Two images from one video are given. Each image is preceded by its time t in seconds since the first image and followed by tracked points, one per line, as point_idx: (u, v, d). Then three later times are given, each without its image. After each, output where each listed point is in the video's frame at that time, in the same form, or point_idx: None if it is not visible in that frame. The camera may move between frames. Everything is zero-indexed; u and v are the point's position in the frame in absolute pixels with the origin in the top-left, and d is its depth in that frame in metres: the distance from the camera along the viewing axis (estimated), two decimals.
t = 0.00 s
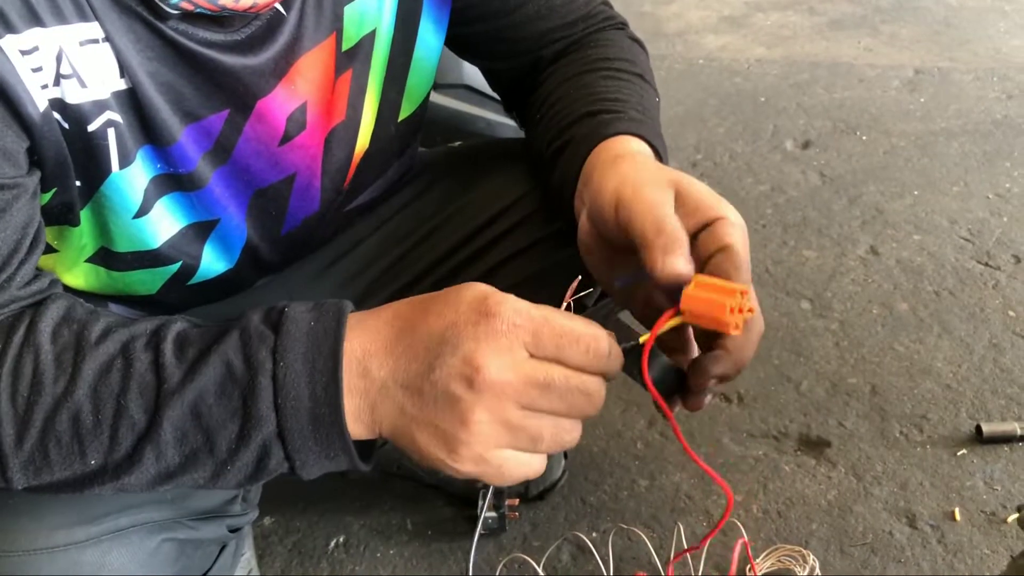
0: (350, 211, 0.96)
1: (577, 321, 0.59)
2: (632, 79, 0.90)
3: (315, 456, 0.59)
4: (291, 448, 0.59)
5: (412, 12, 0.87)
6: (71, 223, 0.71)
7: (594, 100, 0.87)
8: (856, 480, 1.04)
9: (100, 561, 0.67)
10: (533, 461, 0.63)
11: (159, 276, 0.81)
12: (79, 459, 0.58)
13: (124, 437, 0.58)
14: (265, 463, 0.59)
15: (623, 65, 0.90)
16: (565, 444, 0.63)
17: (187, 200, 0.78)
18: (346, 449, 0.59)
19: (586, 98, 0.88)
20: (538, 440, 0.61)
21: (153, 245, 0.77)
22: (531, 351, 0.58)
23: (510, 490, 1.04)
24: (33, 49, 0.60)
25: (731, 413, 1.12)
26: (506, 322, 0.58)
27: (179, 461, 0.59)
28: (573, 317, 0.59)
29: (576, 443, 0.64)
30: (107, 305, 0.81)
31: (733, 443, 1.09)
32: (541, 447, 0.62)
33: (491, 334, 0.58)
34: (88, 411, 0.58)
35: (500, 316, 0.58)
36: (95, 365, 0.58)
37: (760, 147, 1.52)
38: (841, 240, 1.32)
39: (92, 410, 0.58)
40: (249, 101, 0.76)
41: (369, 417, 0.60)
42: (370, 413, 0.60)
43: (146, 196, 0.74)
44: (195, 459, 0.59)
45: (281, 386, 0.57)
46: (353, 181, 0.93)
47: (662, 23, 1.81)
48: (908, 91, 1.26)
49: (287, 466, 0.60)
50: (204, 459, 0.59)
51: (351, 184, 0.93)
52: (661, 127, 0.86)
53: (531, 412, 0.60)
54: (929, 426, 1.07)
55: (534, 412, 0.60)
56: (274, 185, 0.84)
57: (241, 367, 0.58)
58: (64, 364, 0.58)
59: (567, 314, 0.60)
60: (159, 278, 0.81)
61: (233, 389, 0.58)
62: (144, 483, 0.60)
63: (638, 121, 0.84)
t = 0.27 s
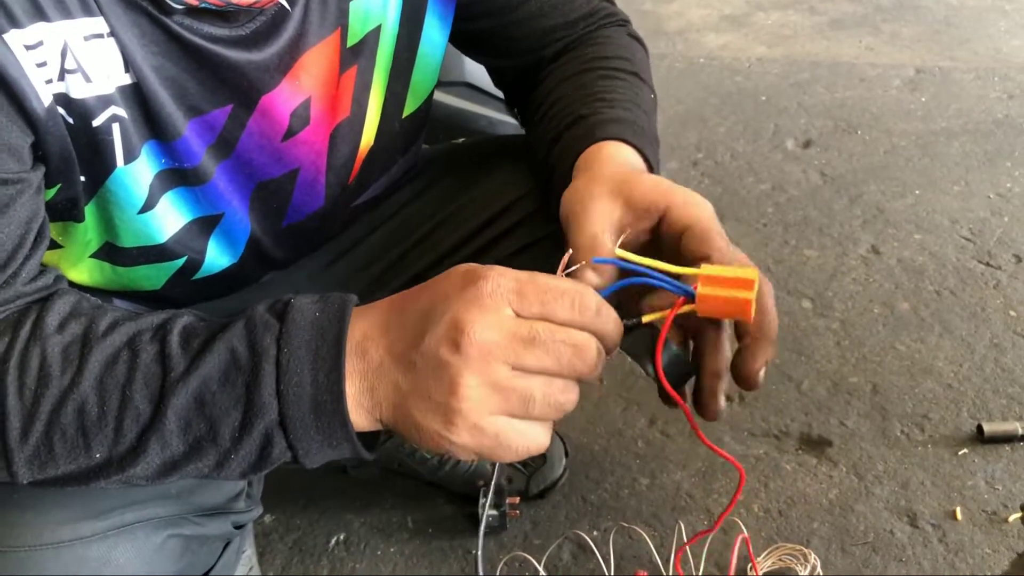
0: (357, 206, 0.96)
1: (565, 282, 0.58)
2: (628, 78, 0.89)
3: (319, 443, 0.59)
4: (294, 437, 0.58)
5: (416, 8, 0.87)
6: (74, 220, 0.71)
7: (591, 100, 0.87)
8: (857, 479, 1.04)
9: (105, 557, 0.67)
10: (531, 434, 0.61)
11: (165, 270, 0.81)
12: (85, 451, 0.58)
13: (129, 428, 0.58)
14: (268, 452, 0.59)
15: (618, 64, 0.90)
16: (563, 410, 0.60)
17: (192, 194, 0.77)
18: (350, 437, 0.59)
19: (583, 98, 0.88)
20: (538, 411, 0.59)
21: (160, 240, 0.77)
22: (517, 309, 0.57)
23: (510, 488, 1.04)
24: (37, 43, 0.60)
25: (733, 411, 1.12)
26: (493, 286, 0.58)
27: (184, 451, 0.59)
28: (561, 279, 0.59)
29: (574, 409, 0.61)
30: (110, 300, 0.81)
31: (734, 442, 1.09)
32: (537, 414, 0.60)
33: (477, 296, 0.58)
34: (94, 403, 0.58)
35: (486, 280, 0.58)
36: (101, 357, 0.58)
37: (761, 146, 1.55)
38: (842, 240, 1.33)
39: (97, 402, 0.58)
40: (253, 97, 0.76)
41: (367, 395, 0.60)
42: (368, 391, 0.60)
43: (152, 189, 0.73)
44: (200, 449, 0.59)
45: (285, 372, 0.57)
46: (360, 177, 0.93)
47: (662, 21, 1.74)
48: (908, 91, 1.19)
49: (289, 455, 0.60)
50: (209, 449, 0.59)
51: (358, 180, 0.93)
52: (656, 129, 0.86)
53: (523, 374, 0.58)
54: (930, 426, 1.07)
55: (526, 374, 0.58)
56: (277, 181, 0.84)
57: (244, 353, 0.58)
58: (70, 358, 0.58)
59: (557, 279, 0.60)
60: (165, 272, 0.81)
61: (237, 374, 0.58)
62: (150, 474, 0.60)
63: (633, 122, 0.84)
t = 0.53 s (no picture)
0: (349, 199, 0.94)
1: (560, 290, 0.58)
2: (628, 86, 0.89)
3: (324, 453, 0.59)
4: (301, 443, 0.58)
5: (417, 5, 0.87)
6: (78, 216, 0.71)
7: (591, 109, 0.87)
8: (857, 479, 1.04)
9: (104, 556, 0.67)
10: (534, 438, 0.61)
11: (165, 269, 0.81)
12: (90, 452, 0.58)
13: (137, 431, 0.58)
14: (275, 459, 0.59)
15: (618, 70, 0.90)
16: (563, 415, 0.60)
17: (195, 191, 0.77)
18: (356, 448, 0.59)
19: (582, 107, 0.88)
20: (541, 416, 0.60)
21: (158, 238, 0.77)
22: (511, 319, 0.57)
23: (510, 488, 1.04)
24: (46, 37, 0.60)
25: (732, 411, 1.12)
26: (487, 295, 0.58)
27: (189, 454, 0.59)
28: (556, 285, 0.58)
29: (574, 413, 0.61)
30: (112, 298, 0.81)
31: (735, 442, 1.09)
32: (538, 420, 0.60)
33: (471, 307, 0.57)
34: (102, 404, 0.58)
35: (480, 290, 0.58)
36: (110, 359, 0.58)
37: (760, 147, 1.52)
38: (842, 241, 1.33)
39: (106, 404, 0.58)
40: (259, 93, 0.76)
41: (374, 405, 0.60)
42: (374, 400, 0.60)
43: (153, 187, 0.73)
44: (206, 454, 0.59)
45: (293, 380, 0.57)
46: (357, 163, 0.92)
47: (663, 22, 1.81)
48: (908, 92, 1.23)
49: (295, 463, 0.60)
50: (213, 454, 0.59)
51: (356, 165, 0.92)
52: (655, 141, 0.87)
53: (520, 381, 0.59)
54: (930, 426, 1.07)
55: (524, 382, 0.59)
56: (279, 179, 0.84)
57: (254, 360, 0.58)
58: (79, 359, 0.58)
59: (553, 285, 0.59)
60: (166, 271, 0.81)
61: (247, 380, 0.58)
62: (154, 476, 0.60)
63: (631, 135, 0.84)
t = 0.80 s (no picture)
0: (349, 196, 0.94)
1: (561, 326, 0.57)
2: (635, 96, 0.90)
3: (335, 457, 0.60)
4: (313, 447, 0.60)
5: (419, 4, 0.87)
6: (85, 217, 0.71)
7: (596, 117, 0.88)
8: (856, 480, 1.04)
9: (105, 556, 0.68)
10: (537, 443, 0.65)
11: (170, 270, 0.81)
12: (104, 450, 0.59)
13: (151, 429, 0.59)
14: (286, 463, 0.60)
15: (626, 79, 0.91)
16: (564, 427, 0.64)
17: (199, 192, 0.77)
18: (365, 456, 0.61)
19: (589, 114, 0.88)
20: (541, 426, 0.62)
21: (162, 239, 0.77)
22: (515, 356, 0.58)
23: (510, 489, 1.04)
24: (55, 38, 0.60)
25: (731, 412, 1.13)
26: (489, 329, 0.57)
27: (200, 453, 0.60)
28: (559, 320, 0.57)
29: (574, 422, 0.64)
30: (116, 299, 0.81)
31: (735, 443, 1.09)
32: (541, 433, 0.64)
33: (473, 341, 0.57)
34: (117, 403, 0.58)
35: (483, 323, 0.57)
36: (123, 359, 0.59)
37: (760, 147, 1.56)
38: (841, 242, 1.34)
39: (120, 402, 0.58)
40: (267, 93, 0.77)
41: (385, 410, 0.63)
42: (384, 406, 0.63)
43: (158, 188, 0.74)
44: (218, 454, 0.60)
45: (309, 385, 0.58)
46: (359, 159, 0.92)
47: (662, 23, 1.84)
48: (907, 92, 1.15)
49: (305, 469, 0.61)
50: (225, 454, 0.60)
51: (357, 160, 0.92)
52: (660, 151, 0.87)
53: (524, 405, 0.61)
54: (929, 427, 1.08)
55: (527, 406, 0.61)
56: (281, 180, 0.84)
57: (269, 366, 0.59)
58: (92, 357, 0.59)
59: (556, 313, 0.58)
60: (171, 272, 0.81)
61: (262, 386, 0.59)
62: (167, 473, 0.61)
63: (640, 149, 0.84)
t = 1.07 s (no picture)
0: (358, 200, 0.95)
1: (573, 309, 0.57)
2: (648, 92, 0.90)
3: (337, 444, 0.60)
4: (315, 436, 0.60)
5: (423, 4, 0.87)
6: (87, 217, 0.71)
7: (614, 112, 0.87)
8: (858, 478, 1.04)
9: (115, 552, 0.67)
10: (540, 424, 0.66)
11: (175, 268, 0.81)
12: (103, 444, 0.59)
13: (148, 422, 0.59)
14: (287, 454, 0.61)
15: (639, 75, 0.91)
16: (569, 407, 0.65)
17: (204, 191, 0.77)
18: (369, 439, 0.60)
19: (607, 109, 0.88)
20: (545, 409, 0.63)
21: (172, 237, 0.77)
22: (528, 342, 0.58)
23: (512, 488, 1.04)
24: (53, 39, 0.60)
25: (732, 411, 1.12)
26: (499, 316, 0.57)
27: (201, 449, 0.60)
28: (570, 303, 0.57)
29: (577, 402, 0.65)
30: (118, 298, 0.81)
31: (736, 443, 1.08)
32: (546, 414, 0.64)
33: (484, 329, 0.57)
34: (113, 397, 0.58)
35: (494, 310, 0.57)
36: (117, 352, 0.59)
37: (761, 146, 1.51)
38: (842, 240, 1.32)
39: (116, 396, 0.58)
40: (266, 93, 0.77)
41: (387, 399, 0.63)
42: (387, 395, 0.62)
43: (163, 188, 0.74)
44: (219, 446, 0.60)
45: (304, 373, 0.58)
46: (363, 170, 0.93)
47: (663, 22, 1.84)
48: (908, 93, 1.53)
49: (308, 457, 0.61)
50: (225, 445, 0.60)
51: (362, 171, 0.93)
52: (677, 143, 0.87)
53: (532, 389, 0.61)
54: (931, 425, 1.07)
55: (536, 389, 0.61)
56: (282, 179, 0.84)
57: (263, 357, 0.59)
58: (86, 351, 0.59)
59: (565, 296, 0.58)
60: (176, 270, 0.82)
61: (257, 379, 0.59)
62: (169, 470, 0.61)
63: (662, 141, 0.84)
